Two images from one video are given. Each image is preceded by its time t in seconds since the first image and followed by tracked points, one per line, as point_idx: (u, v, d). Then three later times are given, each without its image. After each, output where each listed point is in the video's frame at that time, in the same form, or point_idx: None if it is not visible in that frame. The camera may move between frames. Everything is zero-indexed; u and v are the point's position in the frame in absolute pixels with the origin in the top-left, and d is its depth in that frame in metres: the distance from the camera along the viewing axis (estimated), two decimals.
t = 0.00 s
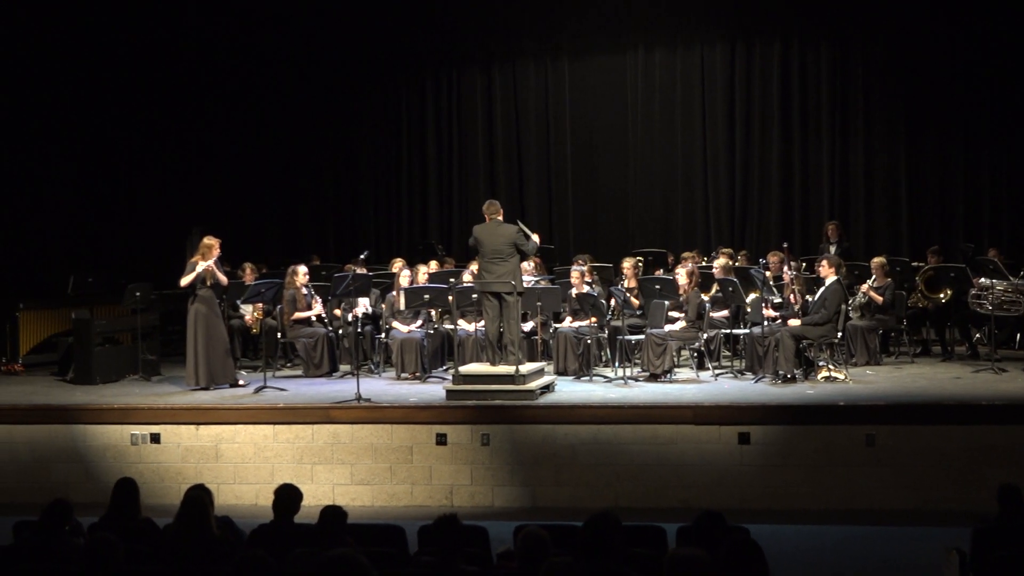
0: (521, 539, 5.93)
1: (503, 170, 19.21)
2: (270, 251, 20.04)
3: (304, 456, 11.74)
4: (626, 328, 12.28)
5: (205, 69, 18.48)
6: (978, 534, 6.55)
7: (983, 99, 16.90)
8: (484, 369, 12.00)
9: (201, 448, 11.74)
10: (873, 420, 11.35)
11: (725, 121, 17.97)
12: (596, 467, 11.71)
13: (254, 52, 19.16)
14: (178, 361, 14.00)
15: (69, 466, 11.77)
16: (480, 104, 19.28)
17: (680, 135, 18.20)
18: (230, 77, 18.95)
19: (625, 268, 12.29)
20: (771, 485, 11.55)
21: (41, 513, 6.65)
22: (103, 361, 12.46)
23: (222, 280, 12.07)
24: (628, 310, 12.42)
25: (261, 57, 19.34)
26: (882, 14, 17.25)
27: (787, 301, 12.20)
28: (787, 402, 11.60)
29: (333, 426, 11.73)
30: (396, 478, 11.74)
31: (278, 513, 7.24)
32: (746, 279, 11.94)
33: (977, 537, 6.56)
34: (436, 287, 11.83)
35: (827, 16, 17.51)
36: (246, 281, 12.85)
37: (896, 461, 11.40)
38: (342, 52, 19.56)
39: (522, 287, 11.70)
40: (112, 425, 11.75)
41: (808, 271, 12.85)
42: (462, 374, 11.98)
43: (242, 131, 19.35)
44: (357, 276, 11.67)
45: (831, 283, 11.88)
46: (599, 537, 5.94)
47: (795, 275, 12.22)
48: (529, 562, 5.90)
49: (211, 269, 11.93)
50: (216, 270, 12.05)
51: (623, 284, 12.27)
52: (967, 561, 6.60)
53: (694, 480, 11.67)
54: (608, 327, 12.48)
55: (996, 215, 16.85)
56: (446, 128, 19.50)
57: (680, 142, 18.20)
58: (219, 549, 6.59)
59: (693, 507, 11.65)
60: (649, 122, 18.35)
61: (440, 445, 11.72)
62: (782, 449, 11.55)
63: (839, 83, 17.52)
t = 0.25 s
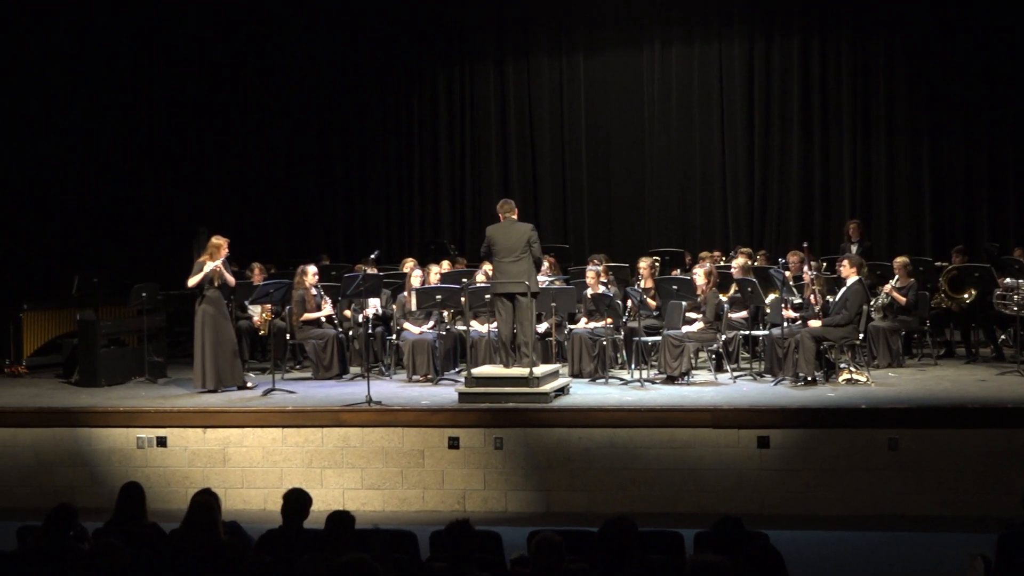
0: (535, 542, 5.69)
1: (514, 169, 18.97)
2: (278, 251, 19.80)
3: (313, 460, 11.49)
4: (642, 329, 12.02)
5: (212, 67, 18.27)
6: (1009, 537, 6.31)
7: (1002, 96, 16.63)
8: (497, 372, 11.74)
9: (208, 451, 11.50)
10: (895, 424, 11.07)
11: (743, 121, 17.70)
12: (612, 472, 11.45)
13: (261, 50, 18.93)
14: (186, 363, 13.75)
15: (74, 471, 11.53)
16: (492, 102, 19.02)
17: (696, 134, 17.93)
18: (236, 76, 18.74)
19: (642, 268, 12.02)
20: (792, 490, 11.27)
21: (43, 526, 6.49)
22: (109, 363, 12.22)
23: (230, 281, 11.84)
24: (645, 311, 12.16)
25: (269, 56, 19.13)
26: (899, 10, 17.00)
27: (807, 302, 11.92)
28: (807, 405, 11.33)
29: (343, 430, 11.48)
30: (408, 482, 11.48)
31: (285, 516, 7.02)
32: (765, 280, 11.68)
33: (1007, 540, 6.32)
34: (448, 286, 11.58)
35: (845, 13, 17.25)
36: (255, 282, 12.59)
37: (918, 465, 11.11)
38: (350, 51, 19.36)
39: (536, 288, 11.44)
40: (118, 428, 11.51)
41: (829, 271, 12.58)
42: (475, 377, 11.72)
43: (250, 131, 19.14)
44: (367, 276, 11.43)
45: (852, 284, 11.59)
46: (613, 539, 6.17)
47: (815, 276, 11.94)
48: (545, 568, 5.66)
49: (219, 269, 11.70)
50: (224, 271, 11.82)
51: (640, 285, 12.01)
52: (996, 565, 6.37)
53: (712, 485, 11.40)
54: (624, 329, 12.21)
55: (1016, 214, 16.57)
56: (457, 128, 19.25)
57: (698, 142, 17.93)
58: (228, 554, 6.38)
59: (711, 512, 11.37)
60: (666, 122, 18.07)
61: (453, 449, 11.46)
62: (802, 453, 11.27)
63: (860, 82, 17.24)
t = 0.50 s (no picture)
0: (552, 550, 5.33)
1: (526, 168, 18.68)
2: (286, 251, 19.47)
3: (322, 466, 11.15)
4: (661, 331, 11.65)
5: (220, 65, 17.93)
6: None
7: None
8: (511, 374, 11.40)
9: (214, 456, 11.17)
10: (923, 428, 10.70)
11: (765, 120, 17.33)
12: (629, 478, 11.10)
13: (271, 48, 18.58)
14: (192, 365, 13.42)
15: (76, 476, 11.20)
16: (507, 100, 18.69)
17: (715, 132, 17.59)
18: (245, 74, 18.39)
19: (661, 268, 11.66)
20: (816, 496, 10.91)
21: (48, 526, 6.26)
22: (112, 366, 11.88)
23: (237, 281, 11.50)
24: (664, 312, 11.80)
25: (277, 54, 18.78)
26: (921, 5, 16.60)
27: (831, 302, 11.56)
28: (832, 409, 10.96)
29: (353, 434, 11.15)
30: (419, 488, 11.14)
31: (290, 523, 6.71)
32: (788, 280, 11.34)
33: None
34: (461, 287, 11.24)
35: (866, 8, 16.87)
36: (262, 282, 12.25)
37: (946, 472, 10.74)
38: (360, 48, 19.04)
39: (552, 288, 11.09)
40: (121, 433, 11.18)
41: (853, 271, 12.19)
42: (489, 380, 11.37)
43: (258, 130, 18.79)
44: (378, 276, 11.08)
45: (878, 284, 11.23)
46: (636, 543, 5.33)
47: (840, 275, 11.57)
48: None
49: (226, 268, 11.35)
50: (231, 271, 11.47)
51: (659, 285, 11.65)
52: None
53: (734, 491, 11.03)
54: (643, 330, 11.86)
55: None
56: (471, 125, 18.95)
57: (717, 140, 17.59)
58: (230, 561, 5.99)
59: (732, 520, 11.00)
60: (686, 120, 17.70)
61: (466, 455, 11.12)
62: (826, 459, 10.91)
63: (886, 79, 16.84)
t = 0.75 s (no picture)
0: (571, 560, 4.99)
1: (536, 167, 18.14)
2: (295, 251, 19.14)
3: (334, 472, 10.81)
4: (684, 333, 11.27)
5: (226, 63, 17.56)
6: None
7: None
8: (529, 378, 11.03)
9: (223, 462, 10.83)
10: (955, 433, 10.30)
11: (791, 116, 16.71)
12: (652, 485, 10.74)
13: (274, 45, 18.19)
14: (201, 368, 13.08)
15: (81, 483, 10.87)
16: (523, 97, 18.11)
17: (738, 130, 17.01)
18: (251, 72, 18.02)
19: (683, 268, 11.27)
20: (844, 504, 10.53)
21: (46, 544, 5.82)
22: (118, 369, 11.53)
23: (246, 281, 11.16)
24: (687, 314, 11.42)
25: (285, 50, 18.36)
26: None
27: (860, 303, 11.17)
28: (860, 414, 10.58)
29: (366, 439, 10.80)
30: (434, 495, 10.79)
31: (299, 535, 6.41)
32: (816, 279, 10.99)
33: None
34: (478, 287, 10.88)
35: None
36: (272, 282, 11.89)
37: (979, 478, 10.34)
38: (370, 45, 18.54)
39: (572, 289, 10.73)
40: (127, 438, 10.84)
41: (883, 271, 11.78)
42: (507, 383, 11.01)
43: (266, 128, 18.41)
44: (391, 276, 10.73)
45: (909, 284, 10.87)
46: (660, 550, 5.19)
47: (869, 275, 11.17)
48: None
49: (235, 269, 11.01)
50: (240, 271, 11.12)
51: (681, 285, 11.27)
52: None
53: (759, 498, 10.66)
54: (665, 332, 11.49)
55: None
56: (485, 123, 18.43)
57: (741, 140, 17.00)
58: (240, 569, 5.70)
59: (756, 528, 10.64)
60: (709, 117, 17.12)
61: (482, 461, 10.76)
62: (855, 464, 10.52)
63: (919, 76, 16.19)
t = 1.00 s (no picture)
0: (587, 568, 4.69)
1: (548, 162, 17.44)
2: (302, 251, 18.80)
3: (344, 478, 10.48)
4: (705, 335, 10.91)
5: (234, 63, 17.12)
6: None
7: None
8: (545, 381, 10.69)
9: (230, 468, 10.50)
10: (986, 439, 9.93)
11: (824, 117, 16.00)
12: (672, 492, 10.39)
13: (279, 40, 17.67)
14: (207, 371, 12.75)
15: (83, 489, 10.54)
16: (542, 98, 17.47)
17: (767, 131, 16.30)
18: (261, 71, 17.52)
19: (704, 267, 10.92)
20: (871, 513, 10.16)
21: (54, 540, 5.63)
22: (121, 372, 11.19)
23: (253, 282, 10.83)
24: (708, 316, 11.07)
25: (295, 49, 17.83)
26: None
27: (887, 305, 10.80)
28: (887, 418, 10.21)
29: (377, 445, 10.46)
30: (447, 503, 10.45)
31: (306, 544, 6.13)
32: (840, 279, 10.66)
33: None
34: (492, 287, 10.54)
35: None
36: (280, 283, 11.54)
37: (1010, 485, 9.97)
38: (385, 43, 17.95)
39: (589, 290, 10.39)
40: (131, 443, 10.52)
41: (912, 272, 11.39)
42: (522, 387, 10.68)
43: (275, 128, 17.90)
44: (403, 276, 10.40)
45: (938, 284, 10.51)
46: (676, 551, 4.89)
47: (896, 275, 10.80)
48: None
49: (242, 269, 10.68)
50: (247, 271, 10.80)
51: (702, 286, 10.91)
52: None
53: (782, 506, 10.29)
54: (685, 335, 11.14)
55: None
56: (503, 125, 17.71)
57: (766, 140, 16.31)
58: None
59: (779, 536, 10.28)
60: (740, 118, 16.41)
61: (497, 467, 10.42)
62: (882, 471, 10.15)
63: (945, 71, 15.57)
